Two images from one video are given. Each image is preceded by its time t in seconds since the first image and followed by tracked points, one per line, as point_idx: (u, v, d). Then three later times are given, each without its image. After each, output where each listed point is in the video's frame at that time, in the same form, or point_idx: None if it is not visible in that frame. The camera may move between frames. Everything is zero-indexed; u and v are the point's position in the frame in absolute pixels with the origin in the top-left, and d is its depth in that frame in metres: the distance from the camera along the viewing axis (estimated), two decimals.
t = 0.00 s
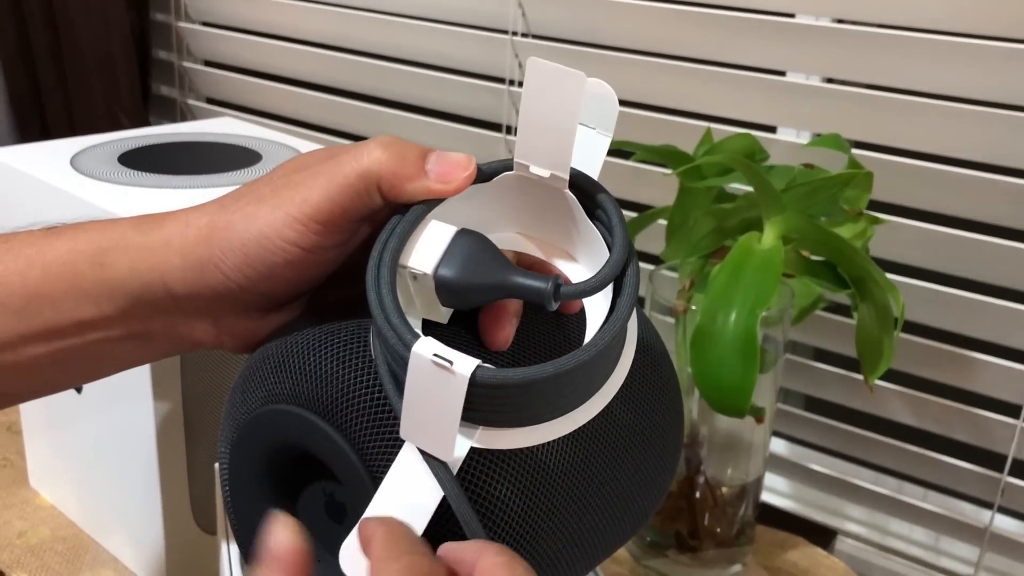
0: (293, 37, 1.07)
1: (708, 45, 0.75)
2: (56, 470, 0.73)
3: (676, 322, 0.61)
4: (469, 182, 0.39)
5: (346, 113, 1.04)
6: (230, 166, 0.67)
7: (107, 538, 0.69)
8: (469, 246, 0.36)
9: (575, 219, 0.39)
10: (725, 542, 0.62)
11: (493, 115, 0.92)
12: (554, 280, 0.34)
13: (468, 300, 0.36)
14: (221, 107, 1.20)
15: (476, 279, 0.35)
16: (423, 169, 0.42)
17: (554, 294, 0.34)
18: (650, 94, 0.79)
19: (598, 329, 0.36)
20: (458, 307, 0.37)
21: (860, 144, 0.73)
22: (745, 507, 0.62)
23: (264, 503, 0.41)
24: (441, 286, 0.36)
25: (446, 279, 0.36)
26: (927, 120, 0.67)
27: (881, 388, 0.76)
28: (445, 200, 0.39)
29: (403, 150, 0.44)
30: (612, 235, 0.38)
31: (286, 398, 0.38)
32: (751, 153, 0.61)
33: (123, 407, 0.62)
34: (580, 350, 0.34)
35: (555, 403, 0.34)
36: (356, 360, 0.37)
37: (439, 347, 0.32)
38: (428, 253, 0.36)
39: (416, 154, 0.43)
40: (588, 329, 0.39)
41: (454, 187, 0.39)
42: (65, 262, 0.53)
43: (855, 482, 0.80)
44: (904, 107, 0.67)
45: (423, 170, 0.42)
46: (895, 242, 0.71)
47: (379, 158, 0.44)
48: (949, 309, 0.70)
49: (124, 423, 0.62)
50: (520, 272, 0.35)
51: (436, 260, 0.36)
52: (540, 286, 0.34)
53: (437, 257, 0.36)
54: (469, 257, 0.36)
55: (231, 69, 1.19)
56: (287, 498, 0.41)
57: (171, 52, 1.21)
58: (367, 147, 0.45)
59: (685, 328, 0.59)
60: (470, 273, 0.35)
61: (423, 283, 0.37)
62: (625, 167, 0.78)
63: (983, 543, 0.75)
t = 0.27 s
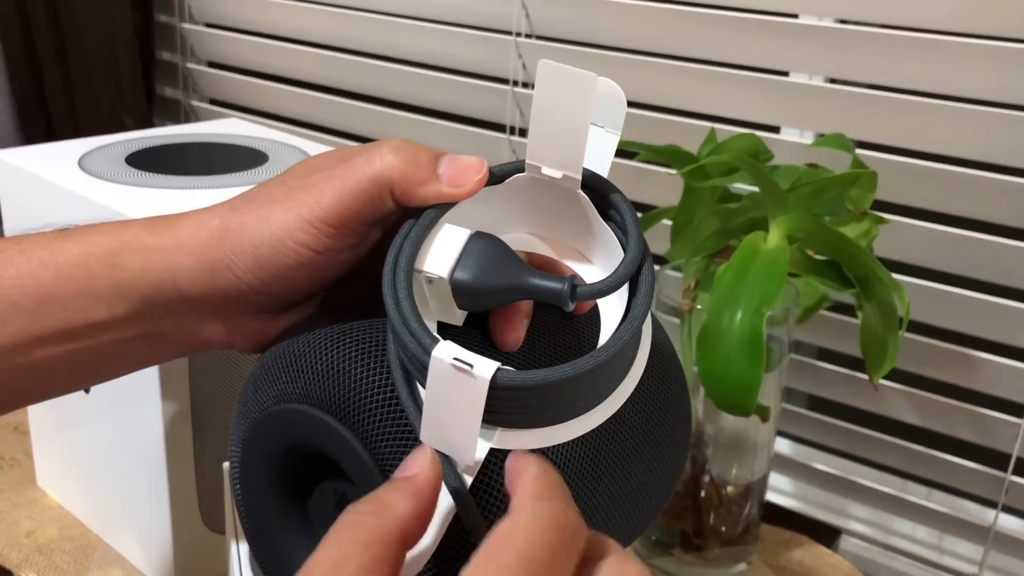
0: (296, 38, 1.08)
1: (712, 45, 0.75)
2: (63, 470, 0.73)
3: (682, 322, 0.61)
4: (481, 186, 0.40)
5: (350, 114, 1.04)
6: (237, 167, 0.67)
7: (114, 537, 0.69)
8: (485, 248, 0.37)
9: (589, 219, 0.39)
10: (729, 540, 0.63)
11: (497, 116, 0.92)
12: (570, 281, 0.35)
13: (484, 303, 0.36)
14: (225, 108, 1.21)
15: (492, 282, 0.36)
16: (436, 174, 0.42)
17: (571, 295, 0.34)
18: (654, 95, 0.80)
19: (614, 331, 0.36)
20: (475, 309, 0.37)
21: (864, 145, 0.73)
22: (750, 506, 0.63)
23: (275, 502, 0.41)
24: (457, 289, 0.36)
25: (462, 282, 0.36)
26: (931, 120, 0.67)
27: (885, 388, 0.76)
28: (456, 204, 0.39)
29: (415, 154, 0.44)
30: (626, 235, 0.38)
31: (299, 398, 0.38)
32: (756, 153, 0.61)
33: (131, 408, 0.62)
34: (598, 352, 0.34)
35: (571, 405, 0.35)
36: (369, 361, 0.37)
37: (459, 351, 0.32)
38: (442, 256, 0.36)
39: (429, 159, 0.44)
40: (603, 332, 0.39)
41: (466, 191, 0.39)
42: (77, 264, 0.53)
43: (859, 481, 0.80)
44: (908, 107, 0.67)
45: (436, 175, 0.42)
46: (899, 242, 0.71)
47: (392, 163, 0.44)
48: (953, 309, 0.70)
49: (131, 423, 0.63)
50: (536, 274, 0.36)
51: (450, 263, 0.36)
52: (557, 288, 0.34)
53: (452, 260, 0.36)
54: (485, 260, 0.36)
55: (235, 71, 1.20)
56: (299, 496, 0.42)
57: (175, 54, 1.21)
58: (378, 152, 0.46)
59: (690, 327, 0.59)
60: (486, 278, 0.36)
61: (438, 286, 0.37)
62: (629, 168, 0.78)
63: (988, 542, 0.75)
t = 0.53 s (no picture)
0: (298, 39, 1.08)
1: (712, 46, 0.75)
2: (66, 470, 0.74)
3: (683, 322, 0.61)
4: (483, 186, 0.40)
5: (351, 114, 1.04)
6: (239, 168, 0.68)
7: (117, 537, 0.69)
8: (489, 247, 0.37)
9: (592, 220, 0.40)
10: (730, 540, 0.63)
11: (498, 117, 0.92)
12: (574, 278, 0.35)
13: (488, 301, 0.36)
14: (227, 108, 1.21)
15: (497, 281, 0.36)
16: (438, 175, 0.42)
17: (574, 293, 0.35)
18: (655, 95, 0.80)
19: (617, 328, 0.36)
20: (478, 308, 0.37)
21: (864, 145, 0.73)
22: (751, 505, 0.63)
23: (278, 500, 0.41)
24: (461, 288, 0.36)
25: (466, 281, 0.36)
26: (932, 120, 0.67)
27: (886, 387, 0.76)
28: (458, 204, 0.39)
29: (418, 155, 0.44)
30: (629, 233, 0.38)
31: (300, 397, 0.38)
32: (756, 153, 0.61)
33: (134, 407, 0.62)
34: (602, 348, 0.34)
35: (575, 400, 0.35)
36: (373, 359, 0.37)
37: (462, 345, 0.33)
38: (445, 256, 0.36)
39: (430, 159, 0.44)
40: (605, 330, 0.39)
41: (468, 191, 0.39)
42: (80, 263, 0.53)
43: (860, 481, 0.81)
44: (908, 107, 0.67)
45: (438, 175, 0.42)
46: (899, 242, 0.71)
47: (395, 164, 0.45)
48: (953, 308, 0.70)
49: (134, 422, 0.63)
50: (540, 272, 0.36)
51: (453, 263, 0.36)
52: (561, 286, 0.35)
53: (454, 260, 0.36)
54: (488, 259, 0.36)
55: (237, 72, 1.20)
56: (301, 493, 0.42)
57: (177, 55, 1.22)
58: (381, 153, 0.46)
59: (691, 327, 0.60)
60: (490, 276, 0.36)
61: (442, 287, 0.37)
62: (630, 168, 0.78)
63: (989, 542, 0.75)
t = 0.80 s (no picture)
0: (296, 39, 1.08)
1: (710, 46, 0.75)
2: (63, 470, 0.74)
3: (680, 322, 0.62)
4: (473, 186, 0.40)
5: (349, 115, 1.04)
6: (237, 168, 0.68)
7: (115, 537, 0.70)
8: (480, 247, 0.37)
9: (581, 217, 0.40)
10: (728, 540, 0.63)
11: (497, 117, 0.92)
12: (563, 277, 0.35)
13: (478, 301, 0.36)
14: (226, 109, 1.21)
15: (488, 281, 0.36)
16: (429, 176, 0.42)
17: (564, 293, 0.35)
18: (653, 96, 0.80)
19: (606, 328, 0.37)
20: (468, 309, 0.37)
21: (862, 145, 0.73)
22: (748, 505, 0.63)
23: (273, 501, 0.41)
24: (451, 288, 0.36)
25: (457, 281, 0.36)
26: (930, 120, 0.67)
27: (883, 387, 0.76)
28: (449, 204, 0.39)
29: (409, 157, 0.44)
30: (618, 230, 0.38)
31: (292, 396, 0.38)
32: (753, 153, 0.61)
33: (131, 407, 0.62)
34: (589, 347, 0.35)
35: (565, 401, 0.35)
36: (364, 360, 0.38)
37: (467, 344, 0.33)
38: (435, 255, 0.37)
39: (422, 161, 0.44)
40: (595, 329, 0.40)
41: (459, 192, 0.39)
42: (75, 264, 0.54)
43: (858, 480, 0.81)
44: (906, 107, 0.68)
45: (429, 177, 0.42)
46: (896, 242, 0.71)
47: (386, 165, 0.45)
48: (951, 308, 0.70)
49: (131, 422, 0.63)
50: (529, 271, 0.36)
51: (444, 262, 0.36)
52: (551, 286, 0.35)
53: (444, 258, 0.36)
54: (478, 259, 0.36)
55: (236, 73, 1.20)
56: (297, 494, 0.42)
57: (176, 56, 1.22)
58: (373, 154, 0.46)
59: (688, 327, 0.60)
60: (480, 276, 0.36)
61: (433, 287, 0.37)
62: (628, 168, 0.78)
63: (987, 542, 0.75)
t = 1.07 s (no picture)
0: (294, 40, 1.08)
1: (707, 46, 0.75)
2: (60, 470, 0.74)
3: (675, 323, 0.62)
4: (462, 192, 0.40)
5: (347, 115, 1.05)
6: (233, 169, 0.68)
7: (112, 537, 0.70)
8: (467, 250, 0.37)
9: (570, 219, 0.40)
10: (726, 540, 0.63)
11: (494, 118, 0.92)
12: (552, 280, 0.36)
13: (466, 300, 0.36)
14: (224, 109, 1.21)
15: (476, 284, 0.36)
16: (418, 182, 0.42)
17: (554, 295, 0.35)
18: (650, 96, 0.80)
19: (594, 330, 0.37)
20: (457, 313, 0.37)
21: (858, 145, 0.73)
22: (745, 505, 0.63)
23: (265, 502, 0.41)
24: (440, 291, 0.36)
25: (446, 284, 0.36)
26: (927, 119, 0.67)
27: (880, 387, 0.76)
28: (437, 208, 0.40)
29: (396, 159, 0.44)
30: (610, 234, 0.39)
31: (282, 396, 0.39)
32: (750, 153, 0.61)
33: (127, 406, 0.62)
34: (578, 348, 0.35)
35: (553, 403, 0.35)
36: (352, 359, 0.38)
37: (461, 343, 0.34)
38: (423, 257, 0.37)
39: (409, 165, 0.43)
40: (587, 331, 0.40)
41: (447, 196, 0.39)
42: (69, 264, 0.55)
43: (855, 480, 0.81)
44: (903, 107, 0.68)
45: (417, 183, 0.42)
46: (892, 242, 0.71)
47: (372, 169, 0.44)
48: (947, 308, 0.70)
49: (127, 422, 0.63)
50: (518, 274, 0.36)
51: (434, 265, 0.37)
52: (540, 288, 0.35)
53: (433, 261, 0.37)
54: (466, 262, 0.37)
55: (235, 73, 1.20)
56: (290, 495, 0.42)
57: (174, 56, 1.22)
58: (360, 157, 0.46)
59: (684, 328, 0.60)
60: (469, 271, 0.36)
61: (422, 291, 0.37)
62: (624, 168, 0.78)
63: (985, 541, 0.75)
